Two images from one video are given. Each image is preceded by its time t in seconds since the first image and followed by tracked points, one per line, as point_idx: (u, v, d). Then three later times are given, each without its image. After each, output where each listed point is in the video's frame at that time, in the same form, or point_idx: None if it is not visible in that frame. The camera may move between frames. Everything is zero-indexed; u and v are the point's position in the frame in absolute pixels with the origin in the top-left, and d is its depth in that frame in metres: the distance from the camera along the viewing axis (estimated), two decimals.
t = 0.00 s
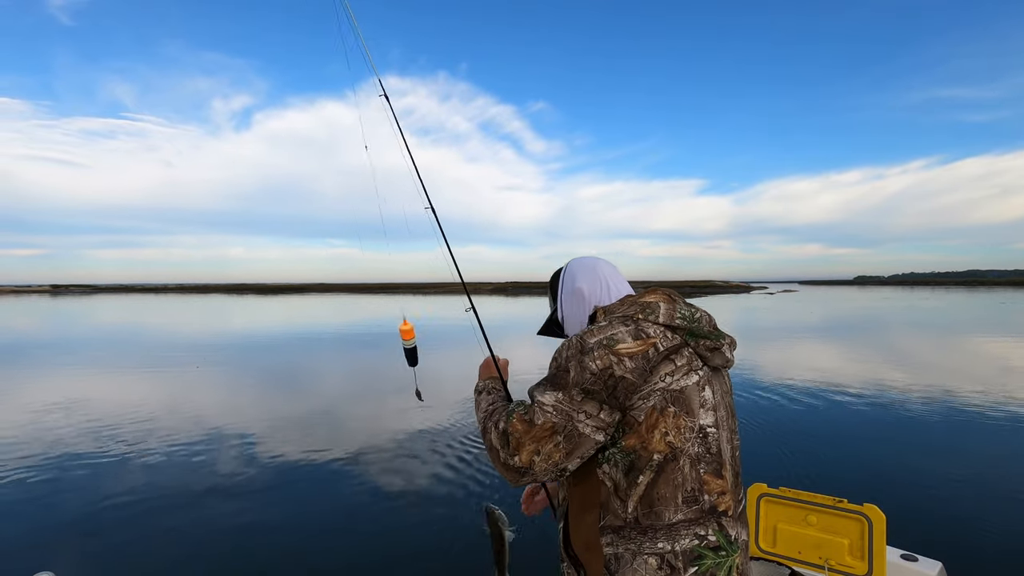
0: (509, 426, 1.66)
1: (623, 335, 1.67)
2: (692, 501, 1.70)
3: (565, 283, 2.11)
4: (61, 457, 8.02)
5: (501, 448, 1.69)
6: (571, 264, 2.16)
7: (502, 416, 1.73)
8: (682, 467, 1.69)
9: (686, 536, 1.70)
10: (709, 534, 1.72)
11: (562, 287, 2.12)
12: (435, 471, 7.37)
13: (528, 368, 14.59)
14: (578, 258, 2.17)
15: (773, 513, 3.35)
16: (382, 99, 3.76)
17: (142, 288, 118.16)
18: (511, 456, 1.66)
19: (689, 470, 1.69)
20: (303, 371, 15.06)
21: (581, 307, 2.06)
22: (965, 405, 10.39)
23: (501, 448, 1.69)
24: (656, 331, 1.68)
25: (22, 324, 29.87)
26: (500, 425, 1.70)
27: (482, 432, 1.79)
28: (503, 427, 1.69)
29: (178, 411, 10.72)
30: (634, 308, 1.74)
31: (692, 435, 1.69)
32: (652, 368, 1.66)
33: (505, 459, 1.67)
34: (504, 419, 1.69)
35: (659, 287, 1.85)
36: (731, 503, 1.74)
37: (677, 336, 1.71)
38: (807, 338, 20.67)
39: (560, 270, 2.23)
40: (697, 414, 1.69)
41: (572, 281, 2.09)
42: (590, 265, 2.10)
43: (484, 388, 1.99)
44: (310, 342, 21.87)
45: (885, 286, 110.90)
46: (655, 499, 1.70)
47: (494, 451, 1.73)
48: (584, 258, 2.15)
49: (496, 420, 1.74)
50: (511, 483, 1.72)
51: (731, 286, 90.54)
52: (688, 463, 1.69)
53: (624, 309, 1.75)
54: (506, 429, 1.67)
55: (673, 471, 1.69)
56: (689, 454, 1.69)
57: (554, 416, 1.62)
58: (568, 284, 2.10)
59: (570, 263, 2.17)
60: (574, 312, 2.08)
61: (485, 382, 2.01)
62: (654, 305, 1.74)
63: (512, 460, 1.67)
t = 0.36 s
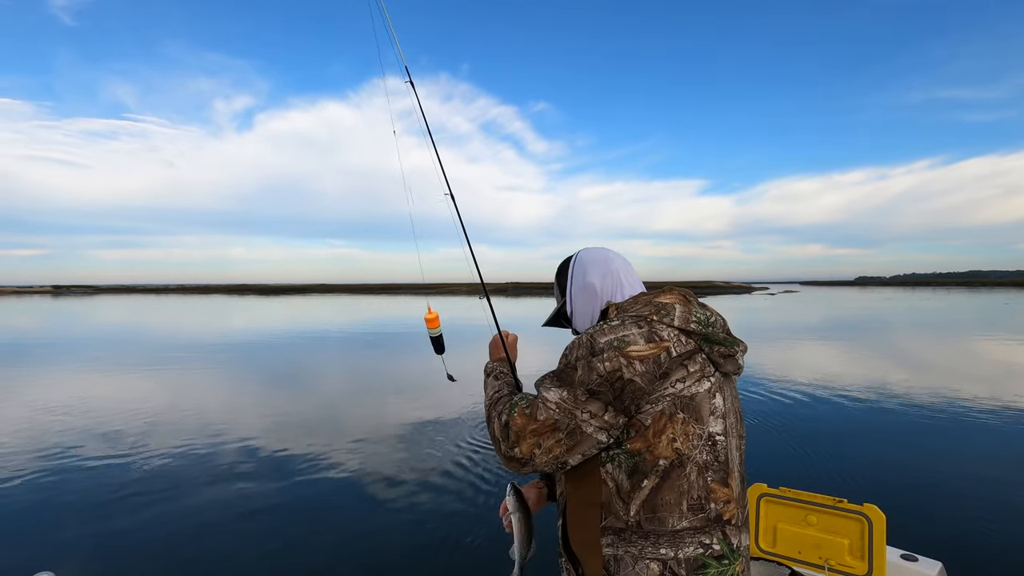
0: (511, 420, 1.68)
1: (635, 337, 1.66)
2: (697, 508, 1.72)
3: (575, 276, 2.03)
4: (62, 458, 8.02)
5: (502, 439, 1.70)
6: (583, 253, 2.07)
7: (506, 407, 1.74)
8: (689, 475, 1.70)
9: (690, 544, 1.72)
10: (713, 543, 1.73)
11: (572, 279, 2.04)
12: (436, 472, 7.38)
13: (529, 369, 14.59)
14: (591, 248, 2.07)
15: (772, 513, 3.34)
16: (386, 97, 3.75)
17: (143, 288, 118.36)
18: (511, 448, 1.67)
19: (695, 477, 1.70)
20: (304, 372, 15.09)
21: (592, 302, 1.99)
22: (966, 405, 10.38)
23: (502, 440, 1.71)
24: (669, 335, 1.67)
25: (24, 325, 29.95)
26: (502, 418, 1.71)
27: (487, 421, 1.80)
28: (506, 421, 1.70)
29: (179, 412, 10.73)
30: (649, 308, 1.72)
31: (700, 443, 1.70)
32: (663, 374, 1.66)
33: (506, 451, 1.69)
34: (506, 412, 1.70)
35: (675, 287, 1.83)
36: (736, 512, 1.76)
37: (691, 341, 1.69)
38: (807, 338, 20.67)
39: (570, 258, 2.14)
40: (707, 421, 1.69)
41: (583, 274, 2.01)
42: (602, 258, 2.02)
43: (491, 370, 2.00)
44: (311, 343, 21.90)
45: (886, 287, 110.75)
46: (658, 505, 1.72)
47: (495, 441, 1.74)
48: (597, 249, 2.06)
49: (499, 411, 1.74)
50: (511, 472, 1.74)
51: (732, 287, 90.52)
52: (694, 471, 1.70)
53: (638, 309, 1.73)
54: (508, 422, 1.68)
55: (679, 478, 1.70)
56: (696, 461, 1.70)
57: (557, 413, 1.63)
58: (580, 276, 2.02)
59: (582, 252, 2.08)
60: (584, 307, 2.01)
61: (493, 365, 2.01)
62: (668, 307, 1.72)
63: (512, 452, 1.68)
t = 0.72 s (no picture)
0: (513, 422, 1.67)
1: (639, 339, 1.65)
2: (700, 512, 1.72)
3: (578, 274, 2.02)
4: (64, 459, 8.06)
5: (504, 440, 1.70)
6: (586, 251, 2.05)
7: (508, 408, 1.74)
8: (692, 478, 1.70)
9: (693, 548, 1.72)
10: (715, 547, 1.74)
11: (575, 277, 2.02)
12: (438, 473, 7.40)
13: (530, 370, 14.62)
14: (594, 245, 2.05)
15: (772, 513, 3.34)
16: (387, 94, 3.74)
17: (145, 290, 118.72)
18: (513, 450, 1.67)
19: (699, 481, 1.71)
20: (305, 373, 15.14)
21: (594, 300, 1.97)
22: (967, 406, 10.38)
23: (504, 441, 1.70)
24: (673, 337, 1.66)
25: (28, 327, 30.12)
26: (505, 419, 1.71)
27: (488, 423, 1.80)
28: (508, 422, 1.70)
29: (181, 413, 10.77)
30: (653, 309, 1.71)
31: (704, 446, 1.70)
32: (667, 377, 1.65)
33: (508, 452, 1.68)
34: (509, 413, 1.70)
35: (679, 288, 1.82)
36: (738, 515, 1.76)
37: (696, 344, 1.69)
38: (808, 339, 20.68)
39: (573, 255, 2.12)
40: (710, 425, 1.69)
41: (586, 272, 2.00)
42: (606, 255, 2.00)
43: (492, 370, 2.00)
44: (312, 344, 21.96)
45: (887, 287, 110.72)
46: (661, 508, 1.72)
47: (498, 442, 1.74)
48: (601, 246, 2.04)
49: (501, 413, 1.74)
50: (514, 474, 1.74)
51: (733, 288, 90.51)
52: (697, 474, 1.70)
53: (643, 310, 1.72)
54: (510, 424, 1.68)
55: (682, 482, 1.70)
56: (699, 465, 1.70)
57: (560, 416, 1.62)
58: (583, 274, 2.00)
59: (585, 249, 2.06)
60: (586, 305, 2.00)
61: (495, 366, 2.01)
62: (674, 309, 1.71)
63: (514, 453, 1.68)
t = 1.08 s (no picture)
0: (520, 425, 1.66)
1: (650, 342, 1.63)
2: (706, 517, 1.72)
3: (586, 270, 2.00)
4: (66, 458, 8.08)
5: (510, 443, 1.69)
6: (596, 246, 2.03)
7: (514, 412, 1.72)
8: (700, 483, 1.70)
9: (698, 553, 1.72)
10: (721, 552, 1.74)
11: (584, 273, 2.00)
12: (439, 472, 7.40)
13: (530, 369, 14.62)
14: (605, 242, 2.04)
15: (772, 513, 3.34)
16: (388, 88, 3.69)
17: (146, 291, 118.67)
18: (520, 453, 1.66)
19: (707, 485, 1.71)
20: (305, 373, 15.16)
21: (602, 298, 1.96)
22: (968, 405, 10.36)
23: (511, 445, 1.69)
24: (685, 340, 1.65)
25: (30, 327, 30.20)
26: (511, 423, 1.69)
27: (494, 425, 1.79)
28: (515, 425, 1.68)
29: (182, 412, 10.80)
30: (664, 311, 1.69)
31: (713, 451, 1.70)
32: (678, 381, 1.65)
33: (515, 456, 1.68)
34: (516, 416, 1.69)
35: (688, 289, 1.80)
36: (744, 520, 1.77)
37: (707, 347, 1.68)
38: (809, 339, 20.68)
39: (581, 250, 2.10)
40: (719, 429, 1.69)
41: (595, 268, 1.98)
42: (616, 253, 1.99)
43: (494, 371, 1.98)
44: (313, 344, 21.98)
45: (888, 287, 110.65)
46: (668, 513, 1.72)
47: (504, 445, 1.73)
48: (611, 243, 2.03)
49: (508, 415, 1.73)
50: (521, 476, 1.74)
51: (733, 288, 90.35)
52: (706, 479, 1.71)
53: (653, 311, 1.70)
54: (518, 427, 1.66)
55: (691, 486, 1.71)
56: (708, 469, 1.70)
57: (569, 419, 1.61)
58: (592, 271, 1.98)
59: (594, 245, 2.05)
60: (594, 302, 1.98)
61: (497, 366, 1.99)
62: (685, 311, 1.69)
63: (521, 457, 1.67)
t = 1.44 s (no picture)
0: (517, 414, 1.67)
1: (652, 341, 1.63)
2: (707, 519, 1.72)
3: (594, 265, 2.01)
4: (67, 458, 8.10)
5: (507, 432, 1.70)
6: (607, 242, 2.03)
7: (512, 401, 1.73)
8: (700, 484, 1.70)
9: (698, 555, 1.72)
10: (721, 554, 1.74)
11: (592, 268, 2.01)
12: (438, 472, 7.39)
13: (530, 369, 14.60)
14: (616, 239, 2.03)
15: (773, 512, 3.34)
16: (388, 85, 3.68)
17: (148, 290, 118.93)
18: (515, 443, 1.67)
19: (707, 487, 1.71)
20: (306, 372, 15.18)
21: (608, 294, 1.97)
22: (969, 405, 10.34)
23: (508, 433, 1.68)
24: (687, 340, 1.65)
25: (31, 327, 30.22)
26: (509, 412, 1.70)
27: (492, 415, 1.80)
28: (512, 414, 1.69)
29: (182, 412, 10.80)
30: (668, 310, 1.70)
31: (714, 453, 1.70)
32: (679, 380, 1.65)
33: (511, 444, 1.67)
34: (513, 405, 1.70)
35: (695, 289, 1.80)
36: (745, 523, 1.76)
37: (710, 348, 1.68)
38: (810, 338, 20.66)
39: (592, 245, 2.10)
40: (721, 431, 1.69)
41: (604, 263, 1.99)
42: (627, 250, 1.98)
43: (498, 361, 1.98)
44: (313, 343, 21.97)
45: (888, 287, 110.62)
46: (667, 513, 1.72)
47: (501, 434, 1.74)
48: (622, 241, 2.02)
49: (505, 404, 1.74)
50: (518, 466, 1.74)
51: (734, 287, 90.32)
52: (706, 481, 1.70)
53: (657, 310, 1.70)
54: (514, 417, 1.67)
55: (691, 487, 1.70)
56: (709, 471, 1.70)
57: (566, 411, 1.62)
58: (600, 266, 1.99)
59: (605, 241, 2.04)
60: (599, 299, 1.99)
61: (500, 357, 2.00)
62: (689, 311, 1.69)
63: (517, 445, 1.68)
